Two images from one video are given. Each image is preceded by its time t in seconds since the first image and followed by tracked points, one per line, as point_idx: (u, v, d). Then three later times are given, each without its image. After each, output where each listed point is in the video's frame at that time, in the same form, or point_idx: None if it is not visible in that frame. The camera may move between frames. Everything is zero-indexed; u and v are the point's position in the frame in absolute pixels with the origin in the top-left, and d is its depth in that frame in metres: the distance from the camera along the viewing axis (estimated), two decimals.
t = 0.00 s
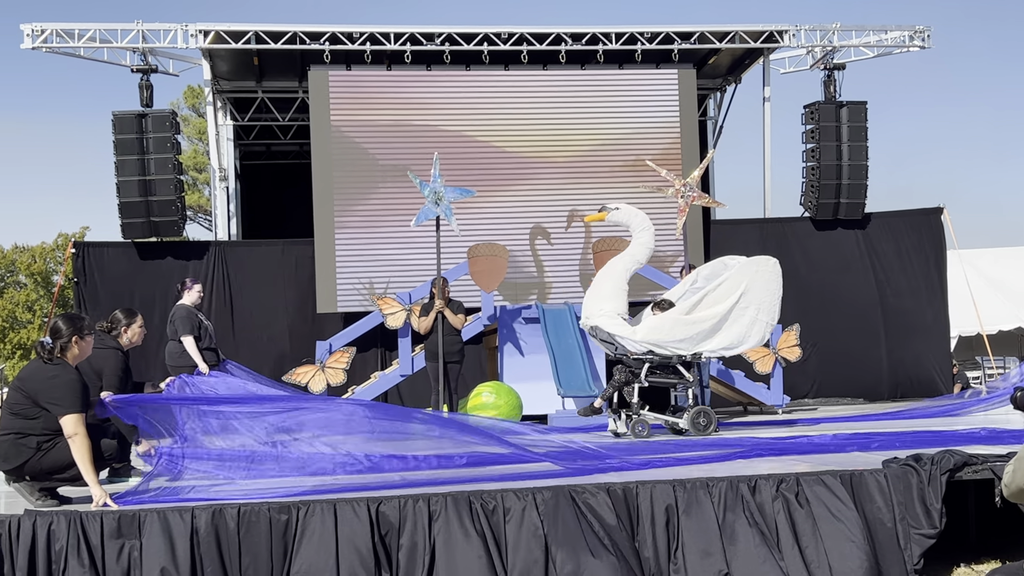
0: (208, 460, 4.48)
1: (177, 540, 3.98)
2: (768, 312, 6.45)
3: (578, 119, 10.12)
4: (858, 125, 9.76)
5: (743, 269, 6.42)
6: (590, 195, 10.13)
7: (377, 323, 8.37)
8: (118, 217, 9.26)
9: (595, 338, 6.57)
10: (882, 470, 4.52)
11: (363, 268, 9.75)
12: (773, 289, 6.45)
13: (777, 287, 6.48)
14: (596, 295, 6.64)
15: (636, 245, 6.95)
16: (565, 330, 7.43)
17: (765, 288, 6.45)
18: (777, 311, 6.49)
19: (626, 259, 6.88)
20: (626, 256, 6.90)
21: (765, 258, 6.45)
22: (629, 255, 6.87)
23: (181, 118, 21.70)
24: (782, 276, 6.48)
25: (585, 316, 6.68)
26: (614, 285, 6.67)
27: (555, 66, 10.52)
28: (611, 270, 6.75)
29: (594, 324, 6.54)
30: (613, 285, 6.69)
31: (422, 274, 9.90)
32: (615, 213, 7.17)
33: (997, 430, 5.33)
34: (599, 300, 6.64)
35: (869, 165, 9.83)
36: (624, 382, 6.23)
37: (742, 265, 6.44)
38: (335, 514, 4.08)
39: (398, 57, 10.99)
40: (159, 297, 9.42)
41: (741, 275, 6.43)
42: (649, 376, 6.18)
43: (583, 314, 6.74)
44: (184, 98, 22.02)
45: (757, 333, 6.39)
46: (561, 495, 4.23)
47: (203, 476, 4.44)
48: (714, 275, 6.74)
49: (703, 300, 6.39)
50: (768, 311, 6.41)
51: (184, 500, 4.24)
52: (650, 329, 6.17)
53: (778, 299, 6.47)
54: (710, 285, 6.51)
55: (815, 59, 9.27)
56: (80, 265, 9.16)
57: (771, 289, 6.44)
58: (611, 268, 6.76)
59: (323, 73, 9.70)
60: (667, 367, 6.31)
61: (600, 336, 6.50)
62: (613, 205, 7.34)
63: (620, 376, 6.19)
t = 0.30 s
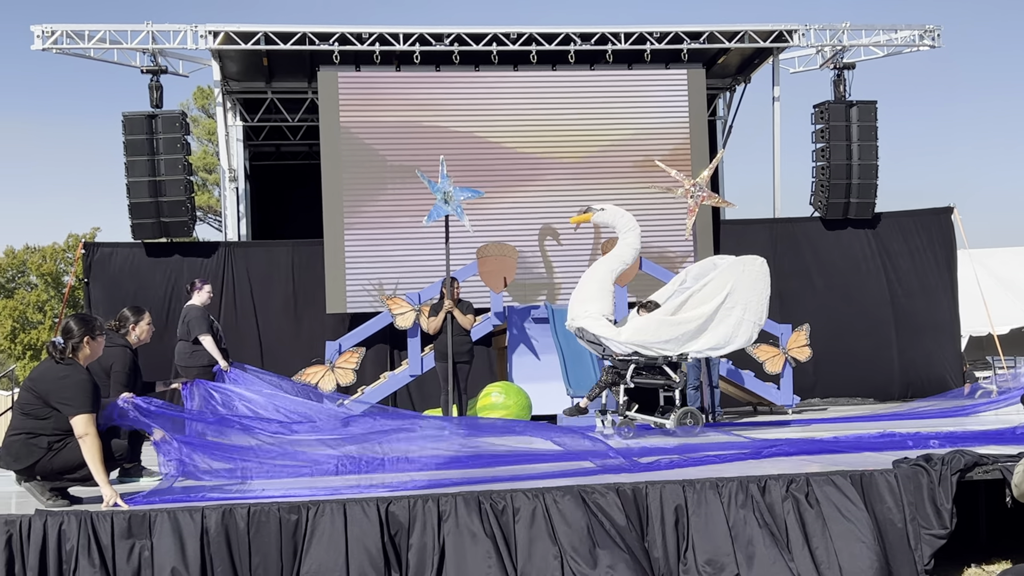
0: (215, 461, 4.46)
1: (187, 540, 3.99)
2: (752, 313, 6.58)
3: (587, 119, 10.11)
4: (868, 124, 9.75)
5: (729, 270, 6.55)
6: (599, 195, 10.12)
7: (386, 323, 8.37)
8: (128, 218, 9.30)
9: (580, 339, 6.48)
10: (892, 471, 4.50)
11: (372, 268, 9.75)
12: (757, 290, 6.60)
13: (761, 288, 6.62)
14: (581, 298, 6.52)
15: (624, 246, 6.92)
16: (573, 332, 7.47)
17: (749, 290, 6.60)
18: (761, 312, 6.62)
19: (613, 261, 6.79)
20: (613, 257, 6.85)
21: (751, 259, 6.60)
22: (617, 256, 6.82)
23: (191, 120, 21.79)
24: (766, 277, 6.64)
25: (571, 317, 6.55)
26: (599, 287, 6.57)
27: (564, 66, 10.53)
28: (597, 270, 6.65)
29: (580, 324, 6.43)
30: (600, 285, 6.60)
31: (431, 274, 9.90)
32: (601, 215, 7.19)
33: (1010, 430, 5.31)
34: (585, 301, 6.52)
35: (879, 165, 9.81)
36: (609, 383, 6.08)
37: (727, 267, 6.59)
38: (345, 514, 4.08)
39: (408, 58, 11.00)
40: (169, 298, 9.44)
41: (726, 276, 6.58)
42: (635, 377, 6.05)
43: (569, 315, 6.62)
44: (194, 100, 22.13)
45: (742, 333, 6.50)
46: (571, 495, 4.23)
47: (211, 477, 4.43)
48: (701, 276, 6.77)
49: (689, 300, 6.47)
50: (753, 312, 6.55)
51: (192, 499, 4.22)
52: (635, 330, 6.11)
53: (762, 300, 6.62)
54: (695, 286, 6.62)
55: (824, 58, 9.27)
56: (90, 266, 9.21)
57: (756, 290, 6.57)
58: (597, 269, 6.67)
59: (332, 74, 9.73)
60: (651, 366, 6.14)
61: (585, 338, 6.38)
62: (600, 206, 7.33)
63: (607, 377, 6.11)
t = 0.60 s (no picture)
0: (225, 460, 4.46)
1: (196, 540, 4.00)
2: (739, 311, 6.48)
3: (595, 119, 10.10)
4: (877, 124, 9.73)
5: (712, 269, 6.43)
6: (608, 195, 10.11)
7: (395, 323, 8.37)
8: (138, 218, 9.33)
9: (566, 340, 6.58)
10: (902, 471, 4.48)
11: (381, 269, 9.77)
12: (744, 288, 6.49)
13: (747, 286, 6.51)
14: (565, 300, 6.61)
15: (608, 246, 6.93)
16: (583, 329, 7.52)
17: (736, 288, 6.49)
18: (749, 309, 6.53)
19: (597, 260, 6.82)
20: (598, 257, 6.88)
21: (735, 258, 6.47)
22: (601, 257, 6.83)
23: (201, 120, 21.87)
24: (753, 275, 6.53)
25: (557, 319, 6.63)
26: (583, 287, 6.64)
27: (572, 66, 10.53)
28: (582, 271, 6.70)
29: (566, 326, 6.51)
30: (585, 287, 6.65)
31: (439, 274, 9.90)
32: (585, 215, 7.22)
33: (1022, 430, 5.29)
34: (570, 302, 6.59)
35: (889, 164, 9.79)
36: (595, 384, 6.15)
37: (713, 265, 6.46)
38: (354, 514, 4.08)
39: (417, 58, 11.01)
40: (178, 298, 9.48)
41: (710, 275, 6.46)
42: (620, 378, 6.12)
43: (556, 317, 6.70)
44: (204, 100, 22.22)
45: (728, 332, 6.42)
46: (580, 495, 4.22)
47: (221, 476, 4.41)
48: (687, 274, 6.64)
49: (673, 300, 6.42)
50: (739, 311, 6.45)
51: (201, 500, 4.26)
52: (618, 331, 6.17)
53: (748, 298, 6.51)
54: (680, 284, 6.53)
55: (834, 57, 9.24)
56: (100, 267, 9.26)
57: (741, 288, 6.47)
58: (581, 270, 6.71)
59: (341, 74, 9.74)
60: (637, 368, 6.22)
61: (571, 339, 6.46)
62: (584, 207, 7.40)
63: (592, 378, 6.14)
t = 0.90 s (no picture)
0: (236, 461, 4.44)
1: (206, 540, 4.01)
2: (722, 312, 6.50)
3: (603, 119, 10.10)
4: (886, 124, 9.72)
5: (695, 270, 6.45)
6: (616, 195, 10.10)
7: (404, 323, 8.38)
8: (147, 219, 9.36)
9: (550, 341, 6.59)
10: (912, 471, 4.47)
11: (389, 269, 9.78)
12: (728, 289, 6.51)
13: (732, 288, 6.52)
14: (551, 301, 6.60)
15: (596, 249, 6.95)
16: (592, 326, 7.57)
17: (720, 289, 6.52)
18: (733, 311, 6.56)
19: (583, 262, 6.82)
20: (585, 260, 6.87)
21: (720, 258, 6.48)
22: (588, 260, 6.82)
23: (210, 121, 21.95)
24: (738, 276, 6.55)
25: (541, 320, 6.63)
26: (569, 288, 6.63)
27: (580, 67, 10.53)
28: (568, 273, 6.70)
29: (550, 327, 6.52)
30: (572, 288, 6.65)
31: (448, 275, 9.91)
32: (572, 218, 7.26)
33: None
34: (556, 303, 6.59)
35: (898, 165, 9.77)
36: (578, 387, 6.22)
37: (696, 267, 6.48)
38: (363, 514, 4.08)
39: (425, 59, 11.02)
40: (189, 298, 9.52)
41: (694, 276, 6.47)
42: (605, 379, 6.14)
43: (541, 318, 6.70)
44: (213, 101, 22.30)
45: (712, 333, 6.44)
46: (588, 496, 4.21)
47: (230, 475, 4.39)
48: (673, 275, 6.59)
49: (657, 301, 6.42)
50: (723, 311, 6.48)
51: (216, 500, 4.26)
52: (602, 332, 6.16)
53: (733, 299, 6.53)
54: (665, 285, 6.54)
55: (843, 57, 9.23)
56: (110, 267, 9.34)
57: (725, 290, 6.48)
58: (567, 271, 6.71)
59: (350, 75, 9.76)
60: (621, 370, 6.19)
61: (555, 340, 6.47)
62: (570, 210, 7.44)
63: (577, 380, 6.21)
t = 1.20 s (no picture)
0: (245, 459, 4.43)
1: (214, 539, 4.01)
2: (704, 313, 6.53)
3: (611, 119, 10.10)
4: (895, 123, 9.70)
5: (678, 272, 6.47)
6: (624, 195, 10.09)
7: (412, 323, 8.38)
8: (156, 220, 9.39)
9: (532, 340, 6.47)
10: (920, 471, 4.46)
11: (397, 269, 9.79)
12: (710, 291, 6.56)
13: (714, 290, 6.57)
14: (535, 302, 6.40)
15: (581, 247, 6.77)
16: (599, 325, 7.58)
17: (702, 290, 6.56)
18: (714, 313, 6.61)
19: (569, 263, 6.64)
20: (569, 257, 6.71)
21: (704, 260, 6.50)
22: (573, 258, 6.65)
23: (219, 121, 22.04)
24: (721, 278, 6.59)
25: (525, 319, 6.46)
26: (554, 287, 6.44)
27: (588, 66, 10.53)
28: (553, 272, 6.49)
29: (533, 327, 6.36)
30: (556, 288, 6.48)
31: (455, 275, 9.91)
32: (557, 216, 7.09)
33: None
34: (539, 303, 6.42)
35: (906, 164, 9.76)
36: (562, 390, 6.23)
37: (680, 269, 6.50)
38: (371, 514, 4.08)
39: (433, 59, 11.03)
40: (198, 298, 9.54)
41: (677, 278, 6.49)
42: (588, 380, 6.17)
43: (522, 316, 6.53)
44: (221, 102, 22.39)
45: (694, 334, 6.47)
46: (595, 496, 4.21)
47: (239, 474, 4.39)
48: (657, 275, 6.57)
49: (641, 302, 6.39)
50: (705, 313, 6.51)
51: (226, 500, 4.28)
52: (586, 334, 6.11)
53: (714, 301, 6.57)
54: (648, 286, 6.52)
55: (851, 57, 9.21)
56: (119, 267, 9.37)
57: (708, 292, 6.52)
58: (553, 270, 6.49)
59: (357, 75, 9.78)
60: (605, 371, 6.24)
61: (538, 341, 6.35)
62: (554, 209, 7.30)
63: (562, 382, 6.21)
